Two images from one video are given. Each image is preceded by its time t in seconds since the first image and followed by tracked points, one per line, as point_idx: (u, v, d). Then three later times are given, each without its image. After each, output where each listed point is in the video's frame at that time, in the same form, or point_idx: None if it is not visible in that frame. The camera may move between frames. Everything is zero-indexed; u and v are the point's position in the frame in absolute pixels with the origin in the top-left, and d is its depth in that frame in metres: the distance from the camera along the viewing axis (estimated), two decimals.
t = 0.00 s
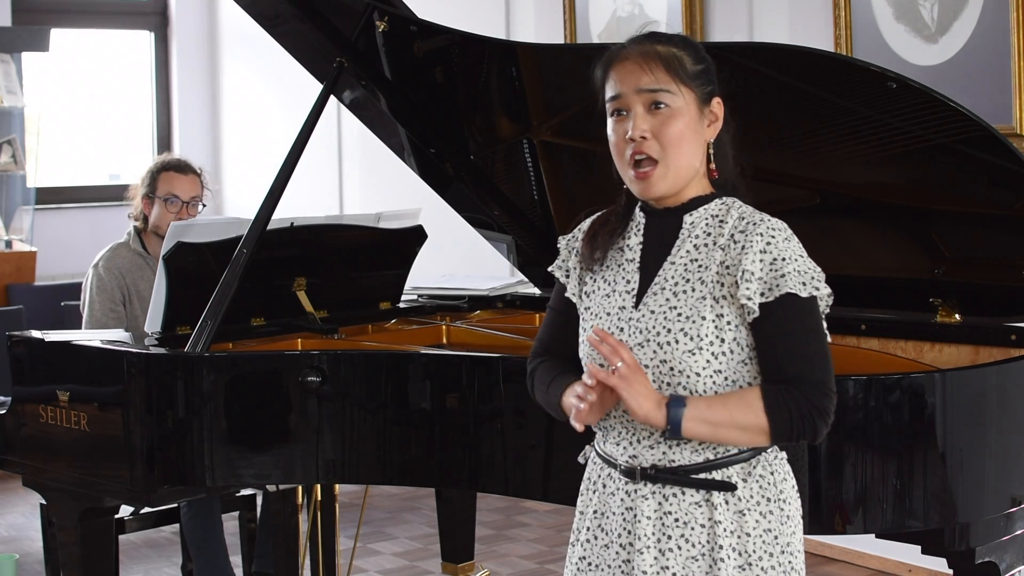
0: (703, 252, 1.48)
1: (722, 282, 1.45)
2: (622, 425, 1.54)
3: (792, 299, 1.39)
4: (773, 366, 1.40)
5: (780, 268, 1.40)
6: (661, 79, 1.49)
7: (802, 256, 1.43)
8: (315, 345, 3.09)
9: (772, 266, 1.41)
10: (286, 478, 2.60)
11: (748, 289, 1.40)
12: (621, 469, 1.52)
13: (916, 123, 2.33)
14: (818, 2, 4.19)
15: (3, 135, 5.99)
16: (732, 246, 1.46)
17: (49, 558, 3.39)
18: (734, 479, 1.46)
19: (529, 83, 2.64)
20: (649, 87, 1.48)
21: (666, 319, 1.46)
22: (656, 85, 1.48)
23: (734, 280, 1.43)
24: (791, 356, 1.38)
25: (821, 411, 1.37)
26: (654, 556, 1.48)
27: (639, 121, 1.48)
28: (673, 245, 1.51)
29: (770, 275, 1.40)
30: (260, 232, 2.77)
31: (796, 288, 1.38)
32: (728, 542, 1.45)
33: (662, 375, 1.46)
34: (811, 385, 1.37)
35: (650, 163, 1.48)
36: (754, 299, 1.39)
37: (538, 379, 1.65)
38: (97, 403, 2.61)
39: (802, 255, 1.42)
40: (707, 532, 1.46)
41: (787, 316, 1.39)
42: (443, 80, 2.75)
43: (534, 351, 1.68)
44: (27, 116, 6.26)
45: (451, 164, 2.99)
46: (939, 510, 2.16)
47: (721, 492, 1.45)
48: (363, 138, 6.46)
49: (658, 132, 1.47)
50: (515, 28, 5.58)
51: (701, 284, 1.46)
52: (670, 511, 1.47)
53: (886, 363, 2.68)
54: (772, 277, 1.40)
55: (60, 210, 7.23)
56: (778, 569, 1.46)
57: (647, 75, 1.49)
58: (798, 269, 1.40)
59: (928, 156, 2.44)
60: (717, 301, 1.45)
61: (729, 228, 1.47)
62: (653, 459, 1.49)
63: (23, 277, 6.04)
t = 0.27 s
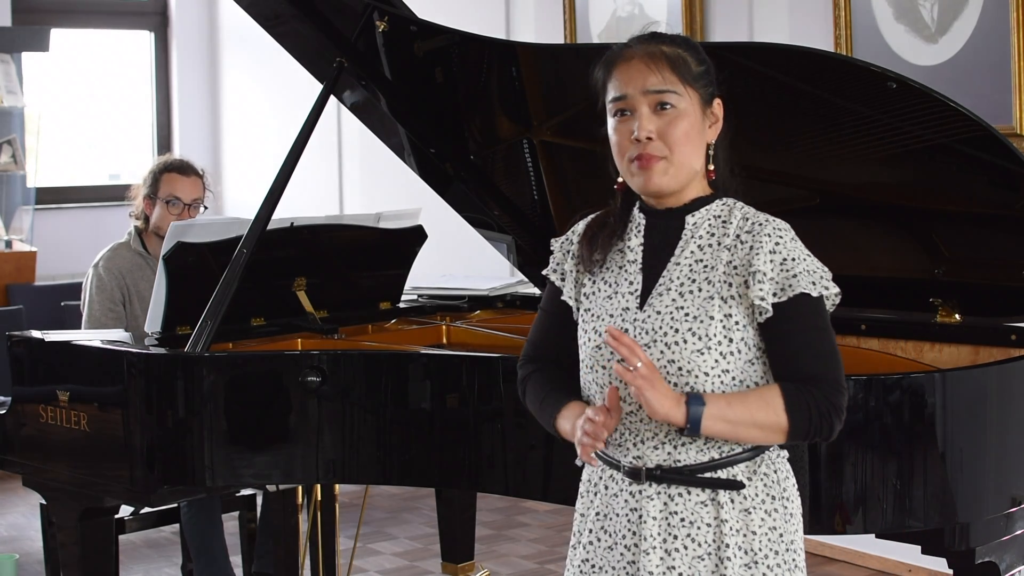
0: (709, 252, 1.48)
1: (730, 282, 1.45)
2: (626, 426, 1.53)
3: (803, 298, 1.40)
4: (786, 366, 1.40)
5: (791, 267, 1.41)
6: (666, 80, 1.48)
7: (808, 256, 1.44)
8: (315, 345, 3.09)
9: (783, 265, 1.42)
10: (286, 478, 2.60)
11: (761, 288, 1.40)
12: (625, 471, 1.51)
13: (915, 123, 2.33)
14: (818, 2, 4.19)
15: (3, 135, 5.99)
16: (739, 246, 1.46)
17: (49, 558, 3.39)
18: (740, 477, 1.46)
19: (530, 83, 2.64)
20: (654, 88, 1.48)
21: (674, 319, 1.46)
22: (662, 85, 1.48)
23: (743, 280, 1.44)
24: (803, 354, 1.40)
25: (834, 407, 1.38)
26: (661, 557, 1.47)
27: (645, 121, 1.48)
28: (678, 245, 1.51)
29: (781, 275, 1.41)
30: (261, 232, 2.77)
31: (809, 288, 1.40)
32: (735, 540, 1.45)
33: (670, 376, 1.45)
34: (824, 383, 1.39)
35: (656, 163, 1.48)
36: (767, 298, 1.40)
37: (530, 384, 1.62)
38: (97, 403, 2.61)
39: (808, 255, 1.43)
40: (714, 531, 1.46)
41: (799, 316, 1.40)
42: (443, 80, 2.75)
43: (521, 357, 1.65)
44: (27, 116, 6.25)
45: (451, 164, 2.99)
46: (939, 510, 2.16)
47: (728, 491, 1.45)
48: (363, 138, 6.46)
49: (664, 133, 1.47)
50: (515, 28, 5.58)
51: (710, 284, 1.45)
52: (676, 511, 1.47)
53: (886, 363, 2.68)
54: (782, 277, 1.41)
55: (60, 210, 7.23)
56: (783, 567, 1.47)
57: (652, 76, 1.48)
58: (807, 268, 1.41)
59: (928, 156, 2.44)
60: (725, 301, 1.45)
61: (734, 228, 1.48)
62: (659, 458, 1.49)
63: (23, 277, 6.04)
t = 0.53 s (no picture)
0: (712, 253, 1.48)
1: (734, 283, 1.45)
2: (630, 427, 1.52)
3: (809, 299, 1.40)
4: (792, 368, 1.40)
5: (797, 268, 1.41)
6: (668, 80, 1.48)
7: (812, 256, 1.45)
8: (315, 346, 3.09)
9: (788, 266, 1.42)
10: (287, 478, 2.60)
11: (766, 289, 1.40)
12: (627, 472, 1.51)
13: (916, 123, 2.32)
14: (818, 2, 4.19)
15: (3, 135, 5.99)
16: (743, 247, 1.46)
17: (48, 558, 3.39)
18: (745, 478, 1.46)
19: (530, 84, 2.64)
20: (657, 89, 1.48)
21: (679, 320, 1.46)
22: (664, 86, 1.48)
23: (749, 280, 1.44)
24: (808, 354, 1.40)
25: (841, 407, 1.38)
26: (666, 557, 1.47)
27: (648, 122, 1.48)
28: (680, 247, 1.50)
29: (786, 275, 1.41)
30: (261, 232, 2.77)
31: (814, 289, 1.40)
32: (740, 541, 1.45)
33: (675, 376, 1.45)
34: (830, 383, 1.39)
35: (658, 164, 1.47)
36: (773, 299, 1.40)
37: (528, 386, 1.61)
38: (97, 403, 2.61)
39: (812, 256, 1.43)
40: (719, 532, 1.46)
41: (804, 316, 1.40)
42: (443, 80, 2.75)
43: (519, 358, 1.64)
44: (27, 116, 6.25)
45: (451, 164, 2.99)
46: (939, 511, 2.16)
47: (733, 491, 1.45)
48: (363, 138, 6.46)
49: (667, 134, 1.47)
50: (515, 28, 5.58)
51: (714, 285, 1.45)
52: (681, 512, 1.47)
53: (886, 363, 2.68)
54: (788, 277, 1.41)
55: (61, 210, 7.23)
56: (788, 567, 1.46)
57: (654, 77, 1.48)
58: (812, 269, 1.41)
59: (928, 156, 2.44)
60: (729, 302, 1.44)
61: (737, 229, 1.48)
62: (663, 460, 1.49)
63: (22, 277, 6.04)
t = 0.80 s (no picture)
0: (707, 255, 1.48)
1: (729, 285, 1.45)
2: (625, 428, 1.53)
3: (804, 301, 1.40)
4: (787, 370, 1.40)
5: (792, 269, 1.41)
6: (661, 83, 1.48)
7: (807, 257, 1.45)
8: (315, 346, 3.09)
9: (783, 267, 1.41)
10: (286, 477, 2.60)
11: (762, 291, 1.40)
12: (622, 473, 1.51)
13: (916, 122, 2.32)
14: (818, 2, 4.19)
15: (3, 135, 5.99)
16: (738, 248, 1.46)
17: (49, 558, 3.39)
18: (739, 479, 1.46)
19: (530, 84, 2.64)
20: (651, 91, 1.48)
21: (674, 322, 1.46)
22: (657, 88, 1.48)
23: (744, 282, 1.44)
24: (802, 356, 1.40)
25: (836, 409, 1.39)
26: (661, 559, 1.47)
27: (641, 125, 1.47)
28: (675, 248, 1.50)
29: (782, 277, 1.41)
30: (261, 232, 2.77)
31: (809, 291, 1.40)
32: (735, 541, 1.45)
33: (670, 378, 1.45)
34: (825, 385, 1.39)
35: (651, 166, 1.47)
36: (769, 301, 1.40)
37: (522, 385, 1.61)
38: (97, 403, 2.61)
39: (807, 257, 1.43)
40: (714, 533, 1.46)
41: (800, 317, 1.40)
42: (443, 80, 2.75)
43: (513, 357, 1.64)
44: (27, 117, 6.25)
45: (451, 164, 2.99)
46: (939, 510, 2.16)
47: (728, 492, 1.45)
48: (363, 138, 6.46)
49: (660, 136, 1.46)
50: (515, 28, 5.58)
51: (709, 287, 1.45)
52: (676, 513, 1.47)
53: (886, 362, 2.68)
54: (783, 279, 1.41)
55: (60, 210, 7.23)
56: (782, 567, 1.47)
57: (647, 80, 1.48)
58: (807, 270, 1.41)
59: (928, 156, 2.44)
60: (724, 303, 1.44)
61: (732, 230, 1.48)
62: (658, 461, 1.48)
63: (22, 277, 6.04)
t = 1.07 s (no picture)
0: (704, 255, 1.48)
1: (726, 285, 1.45)
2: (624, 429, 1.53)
3: (801, 300, 1.40)
4: (786, 370, 1.40)
5: (788, 269, 1.41)
6: (649, 86, 1.48)
7: (804, 255, 1.44)
8: (315, 346, 3.09)
9: (779, 267, 1.41)
10: (286, 477, 2.60)
11: (757, 292, 1.40)
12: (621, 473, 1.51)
13: (916, 122, 2.32)
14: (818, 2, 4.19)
15: (2, 135, 5.99)
16: (734, 249, 1.46)
17: (48, 558, 3.39)
18: (738, 479, 1.46)
19: (530, 84, 2.64)
20: (638, 96, 1.48)
21: (671, 324, 1.46)
22: (644, 93, 1.48)
23: (740, 282, 1.44)
24: (801, 353, 1.39)
25: (835, 409, 1.38)
26: (659, 558, 1.47)
27: (629, 130, 1.48)
28: (673, 250, 1.51)
29: (777, 276, 1.41)
30: (260, 232, 2.77)
31: (805, 290, 1.39)
32: (733, 542, 1.45)
33: (667, 380, 1.45)
34: (824, 384, 1.39)
35: (642, 171, 1.48)
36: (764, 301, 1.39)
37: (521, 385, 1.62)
38: (97, 403, 2.61)
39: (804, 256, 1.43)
40: (712, 533, 1.46)
41: (797, 317, 1.40)
42: (443, 80, 2.75)
43: (514, 356, 1.65)
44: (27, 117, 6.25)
45: (451, 164, 2.99)
46: (939, 510, 2.16)
47: (726, 492, 1.45)
48: (363, 138, 6.46)
49: (649, 141, 1.47)
50: (515, 28, 5.58)
51: (705, 288, 1.45)
52: (674, 513, 1.47)
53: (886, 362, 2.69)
54: (779, 279, 1.41)
55: (60, 210, 7.23)
56: (781, 568, 1.47)
57: (634, 84, 1.48)
58: (803, 270, 1.41)
59: (928, 156, 2.44)
60: (721, 304, 1.44)
61: (728, 230, 1.47)
62: (657, 461, 1.48)
63: (22, 277, 6.04)
